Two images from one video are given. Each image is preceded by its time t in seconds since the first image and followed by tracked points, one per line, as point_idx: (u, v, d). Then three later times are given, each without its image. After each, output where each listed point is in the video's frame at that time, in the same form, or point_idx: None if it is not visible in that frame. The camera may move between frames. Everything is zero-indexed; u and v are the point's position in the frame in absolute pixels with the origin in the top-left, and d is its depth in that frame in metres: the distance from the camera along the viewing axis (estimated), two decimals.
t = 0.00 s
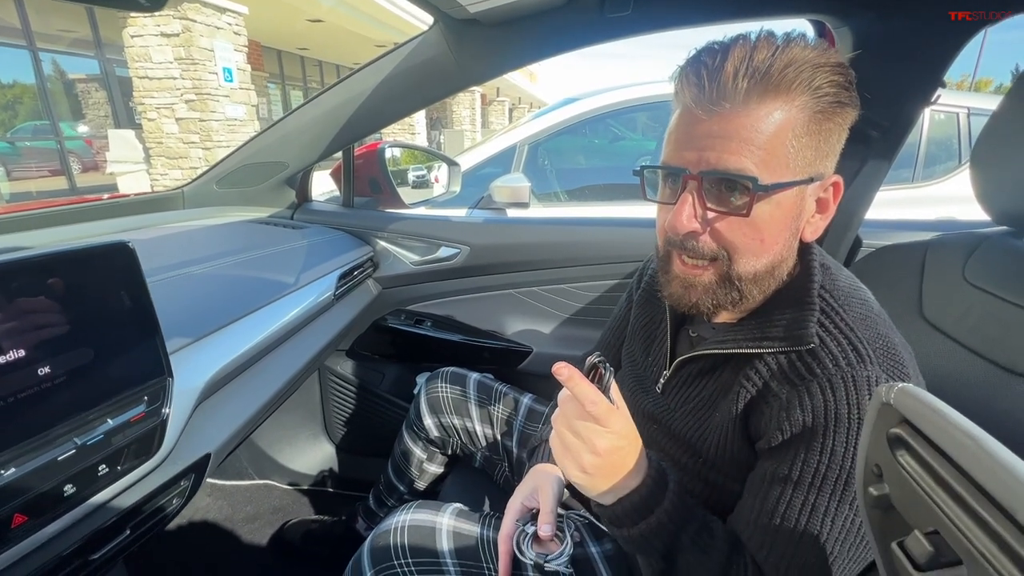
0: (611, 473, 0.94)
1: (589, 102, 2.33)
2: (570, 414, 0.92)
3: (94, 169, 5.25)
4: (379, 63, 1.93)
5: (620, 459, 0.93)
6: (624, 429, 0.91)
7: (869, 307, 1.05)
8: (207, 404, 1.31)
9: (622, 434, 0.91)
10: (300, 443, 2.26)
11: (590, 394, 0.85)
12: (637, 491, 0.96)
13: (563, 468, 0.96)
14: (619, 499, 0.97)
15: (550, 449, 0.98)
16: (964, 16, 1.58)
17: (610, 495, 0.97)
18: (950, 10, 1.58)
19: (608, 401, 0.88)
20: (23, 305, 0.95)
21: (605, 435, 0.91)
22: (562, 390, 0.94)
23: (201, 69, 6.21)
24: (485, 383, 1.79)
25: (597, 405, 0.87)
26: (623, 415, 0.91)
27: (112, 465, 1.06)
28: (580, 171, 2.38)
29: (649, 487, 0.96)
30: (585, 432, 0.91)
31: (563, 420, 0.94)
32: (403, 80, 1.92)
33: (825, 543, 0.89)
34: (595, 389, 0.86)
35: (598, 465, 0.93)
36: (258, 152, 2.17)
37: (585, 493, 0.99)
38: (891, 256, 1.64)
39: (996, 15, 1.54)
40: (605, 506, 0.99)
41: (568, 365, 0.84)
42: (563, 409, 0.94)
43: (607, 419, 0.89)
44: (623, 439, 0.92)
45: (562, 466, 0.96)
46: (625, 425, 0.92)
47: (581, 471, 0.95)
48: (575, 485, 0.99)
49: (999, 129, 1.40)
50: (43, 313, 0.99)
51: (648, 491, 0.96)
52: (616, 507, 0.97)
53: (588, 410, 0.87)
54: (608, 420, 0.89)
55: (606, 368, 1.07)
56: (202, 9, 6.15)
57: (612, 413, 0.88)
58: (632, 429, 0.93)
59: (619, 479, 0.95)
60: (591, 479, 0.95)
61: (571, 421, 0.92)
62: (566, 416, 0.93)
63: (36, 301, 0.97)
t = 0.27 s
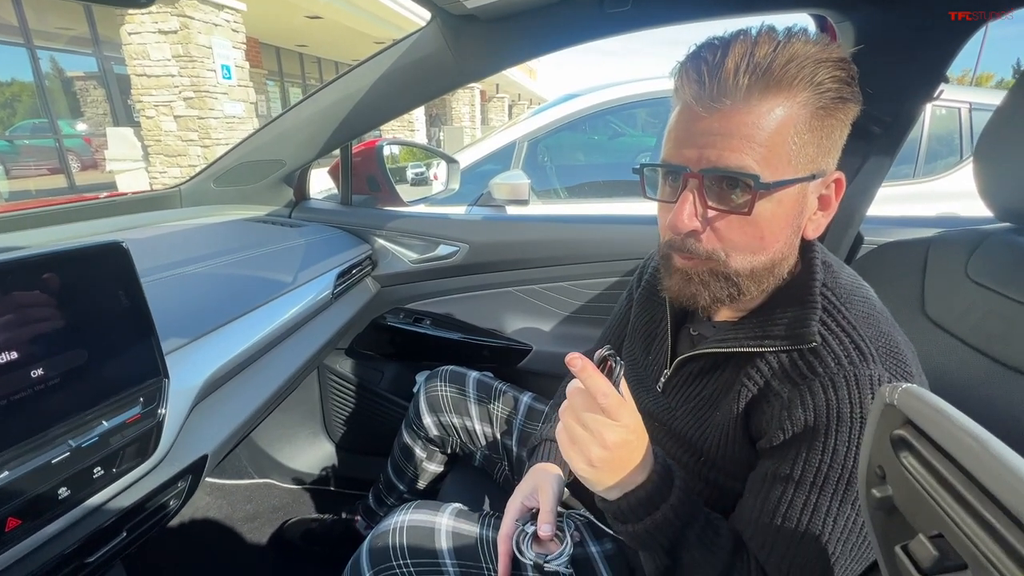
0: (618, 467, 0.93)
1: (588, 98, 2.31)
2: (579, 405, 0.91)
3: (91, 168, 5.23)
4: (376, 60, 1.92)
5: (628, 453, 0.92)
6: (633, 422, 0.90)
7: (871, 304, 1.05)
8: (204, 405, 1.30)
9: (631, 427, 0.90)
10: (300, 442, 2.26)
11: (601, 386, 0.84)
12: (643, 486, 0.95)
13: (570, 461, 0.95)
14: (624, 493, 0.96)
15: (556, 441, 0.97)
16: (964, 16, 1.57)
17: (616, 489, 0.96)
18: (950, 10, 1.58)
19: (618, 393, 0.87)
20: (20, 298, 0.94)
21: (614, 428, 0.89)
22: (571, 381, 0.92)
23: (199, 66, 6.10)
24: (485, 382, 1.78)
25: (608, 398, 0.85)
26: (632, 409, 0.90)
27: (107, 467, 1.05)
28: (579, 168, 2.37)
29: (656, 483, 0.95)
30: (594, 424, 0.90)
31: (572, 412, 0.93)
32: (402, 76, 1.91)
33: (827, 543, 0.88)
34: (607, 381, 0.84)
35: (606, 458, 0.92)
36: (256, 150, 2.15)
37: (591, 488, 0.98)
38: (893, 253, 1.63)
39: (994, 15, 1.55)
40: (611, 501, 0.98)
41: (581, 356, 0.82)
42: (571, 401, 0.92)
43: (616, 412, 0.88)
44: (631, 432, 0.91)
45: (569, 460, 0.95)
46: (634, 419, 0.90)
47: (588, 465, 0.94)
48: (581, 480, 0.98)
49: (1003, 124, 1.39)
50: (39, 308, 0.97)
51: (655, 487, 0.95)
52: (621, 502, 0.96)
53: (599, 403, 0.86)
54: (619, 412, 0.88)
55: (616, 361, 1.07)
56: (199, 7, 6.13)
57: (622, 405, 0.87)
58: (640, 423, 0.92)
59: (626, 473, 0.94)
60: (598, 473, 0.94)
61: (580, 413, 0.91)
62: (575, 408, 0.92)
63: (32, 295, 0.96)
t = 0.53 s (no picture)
0: (613, 465, 0.93)
1: (588, 96, 2.32)
2: (573, 403, 0.92)
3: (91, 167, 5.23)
4: (375, 59, 1.91)
5: (623, 451, 0.93)
6: (627, 420, 0.90)
7: (869, 303, 1.05)
8: (204, 405, 1.30)
9: (625, 425, 0.90)
10: (301, 442, 2.26)
11: (593, 383, 0.85)
12: (639, 484, 0.95)
13: (566, 460, 0.96)
14: (620, 492, 0.96)
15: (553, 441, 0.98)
16: (964, 16, 1.57)
17: (612, 487, 0.96)
18: (949, 10, 1.58)
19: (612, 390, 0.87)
20: (27, 301, 0.95)
21: (608, 426, 0.90)
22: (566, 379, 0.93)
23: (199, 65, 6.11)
24: (484, 381, 1.78)
25: (601, 394, 0.86)
26: (626, 406, 0.90)
27: (108, 468, 1.05)
28: (579, 166, 2.37)
29: (650, 481, 0.95)
30: (588, 421, 0.90)
31: (567, 410, 0.94)
32: (401, 75, 1.90)
33: (825, 542, 0.88)
34: (599, 379, 0.85)
35: (601, 456, 0.92)
36: (255, 150, 2.15)
37: (587, 486, 0.99)
38: (893, 251, 1.63)
39: (994, 15, 1.54)
40: (607, 500, 0.98)
41: (574, 354, 0.83)
42: (566, 399, 0.93)
43: (610, 410, 0.88)
44: (626, 429, 0.91)
45: (565, 459, 0.96)
46: (628, 416, 0.91)
47: (584, 463, 0.94)
48: (577, 478, 0.98)
49: (1003, 122, 1.39)
50: (46, 310, 0.98)
51: (650, 484, 0.95)
52: (617, 501, 0.96)
53: (592, 400, 0.86)
54: (613, 409, 0.88)
55: (610, 362, 1.12)
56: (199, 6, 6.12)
57: (616, 403, 0.88)
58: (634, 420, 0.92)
59: (622, 471, 0.94)
60: (593, 472, 0.95)
61: (575, 410, 0.92)
62: (569, 406, 0.93)
63: (40, 298, 0.97)
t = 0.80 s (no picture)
0: (607, 467, 0.94)
1: (588, 95, 2.32)
2: (566, 406, 0.93)
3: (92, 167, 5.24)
4: (374, 59, 1.92)
5: (617, 453, 0.93)
6: (620, 421, 0.91)
7: (867, 302, 1.05)
8: (205, 406, 1.31)
9: (618, 426, 0.91)
10: (301, 442, 2.26)
11: (585, 385, 0.85)
12: (634, 485, 0.96)
13: (560, 463, 0.96)
14: (616, 494, 0.96)
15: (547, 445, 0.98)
16: (964, 16, 1.57)
17: (608, 490, 0.96)
18: (949, 11, 1.57)
19: (604, 392, 0.88)
20: (31, 305, 0.96)
21: (601, 428, 0.90)
22: (559, 383, 0.94)
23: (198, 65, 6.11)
24: (484, 381, 1.78)
25: (593, 397, 0.87)
26: (619, 408, 0.91)
27: (110, 469, 1.05)
28: (579, 165, 2.37)
29: (645, 482, 0.96)
30: (582, 424, 0.91)
31: (560, 413, 0.94)
32: (400, 75, 1.91)
33: (824, 540, 0.88)
34: (591, 381, 0.86)
35: (595, 458, 0.93)
36: (255, 150, 2.15)
37: (583, 489, 0.99)
38: (892, 250, 1.63)
39: (994, 15, 1.54)
40: (602, 502, 0.98)
41: (565, 357, 0.84)
42: (559, 403, 0.94)
43: (602, 411, 0.89)
44: (619, 431, 0.92)
45: (559, 462, 0.96)
46: (621, 418, 0.91)
47: (578, 466, 0.94)
48: (572, 481, 0.98)
49: (1002, 121, 1.39)
50: (50, 314, 0.99)
51: (644, 485, 0.96)
52: (613, 502, 0.96)
53: (584, 402, 0.87)
54: (605, 412, 0.89)
55: (601, 363, 1.05)
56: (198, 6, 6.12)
57: (608, 405, 0.88)
58: (627, 422, 0.93)
59: (616, 473, 0.94)
60: (588, 474, 0.95)
61: (568, 413, 0.93)
62: (562, 409, 0.94)
63: (44, 302, 0.98)
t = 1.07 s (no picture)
0: (605, 470, 0.94)
1: (588, 95, 2.32)
2: (562, 412, 0.92)
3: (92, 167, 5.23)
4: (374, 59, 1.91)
5: (615, 456, 0.93)
6: (616, 426, 0.91)
7: (868, 302, 1.05)
8: (205, 406, 1.31)
9: (614, 430, 0.91)
10: (302, 442, 2.26)
11: (580, 391, 0.85)
12: (633, 488, 0.96)
13: (558, 467, 0.96)
14: (615, 496, 0.97)
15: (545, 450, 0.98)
16: (964, 16, 1.57)
17: (607, 493, 0.97)
18: (949, 10, 1.57)
19: (599, 398, 0.87)
20: (30, 308, 0.96)
21: (598, 432, 0.90)
22: (553, 388, 0.93)
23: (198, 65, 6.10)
24: (485, 381, 1.78)
25: (588, 403, 0.86)
26: (614, 412, 0.91)
27: (110, 470, 1.05)
28: (579, 164, 2.37)
29: (645, 484, 0.96)
30: (578, 429, 0.90)
31: (556, 418, 0.94)
32: (400, 75, 1.91)
33: (824, 540, 0.88)
34: (586, 387, 0.86)
35: (593, 462, 0.93)
36: (255, 150, 2.15)
37: (582, 492, 0.99)
38: (892, 249, 1.63)
39: (995, 14, 1.54)
40: (602, 504, 0.98)
41: (559, 363, 0.83)
42: (555, 408, 0.93)
43: (599, 417, 0.89)
44: (616, 435, 0.92)
45: (557, 466, 0.96)
46: (617, 422, 0.91)
47: (576, 470, 0.95)
48: (572, 485, 0.99)
49: (1002, 120, 1.39)
50: (50, 317, 0.99)
51: (644, 487, 0.96)
52: (612, 505, 0.97)
53: (579, 409, 0.86)
54: (600, 417, 0.88)
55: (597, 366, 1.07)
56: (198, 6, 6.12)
57: (604, 410, 0.88)
58: (624, 425, 0.93)
59: (614, 476, 0.95)
60: (586, 478, 0.95)
61: (564, 419, 0.92)
62: (558, 414, 0.93)
63: (44, 305, 0.98)
